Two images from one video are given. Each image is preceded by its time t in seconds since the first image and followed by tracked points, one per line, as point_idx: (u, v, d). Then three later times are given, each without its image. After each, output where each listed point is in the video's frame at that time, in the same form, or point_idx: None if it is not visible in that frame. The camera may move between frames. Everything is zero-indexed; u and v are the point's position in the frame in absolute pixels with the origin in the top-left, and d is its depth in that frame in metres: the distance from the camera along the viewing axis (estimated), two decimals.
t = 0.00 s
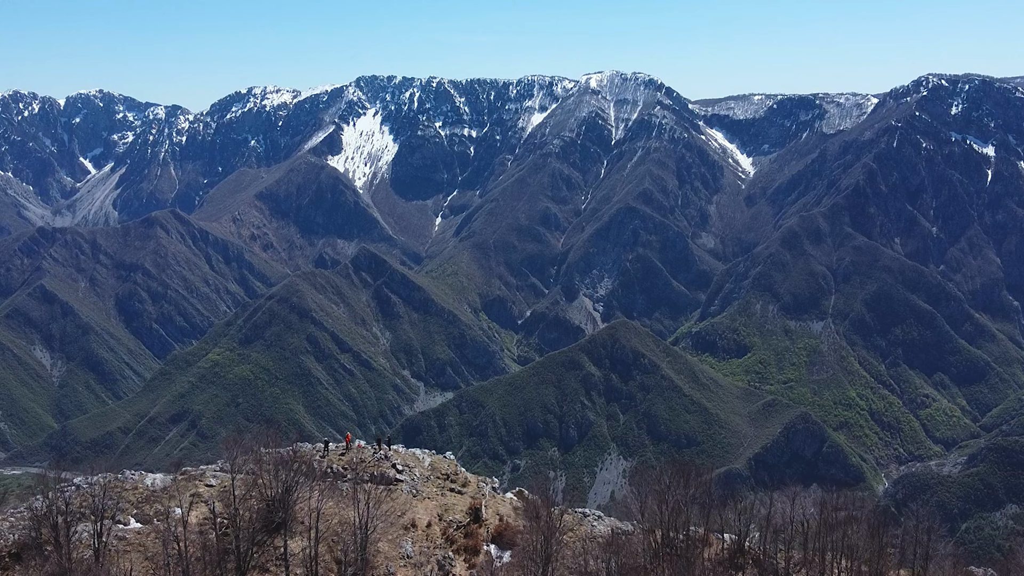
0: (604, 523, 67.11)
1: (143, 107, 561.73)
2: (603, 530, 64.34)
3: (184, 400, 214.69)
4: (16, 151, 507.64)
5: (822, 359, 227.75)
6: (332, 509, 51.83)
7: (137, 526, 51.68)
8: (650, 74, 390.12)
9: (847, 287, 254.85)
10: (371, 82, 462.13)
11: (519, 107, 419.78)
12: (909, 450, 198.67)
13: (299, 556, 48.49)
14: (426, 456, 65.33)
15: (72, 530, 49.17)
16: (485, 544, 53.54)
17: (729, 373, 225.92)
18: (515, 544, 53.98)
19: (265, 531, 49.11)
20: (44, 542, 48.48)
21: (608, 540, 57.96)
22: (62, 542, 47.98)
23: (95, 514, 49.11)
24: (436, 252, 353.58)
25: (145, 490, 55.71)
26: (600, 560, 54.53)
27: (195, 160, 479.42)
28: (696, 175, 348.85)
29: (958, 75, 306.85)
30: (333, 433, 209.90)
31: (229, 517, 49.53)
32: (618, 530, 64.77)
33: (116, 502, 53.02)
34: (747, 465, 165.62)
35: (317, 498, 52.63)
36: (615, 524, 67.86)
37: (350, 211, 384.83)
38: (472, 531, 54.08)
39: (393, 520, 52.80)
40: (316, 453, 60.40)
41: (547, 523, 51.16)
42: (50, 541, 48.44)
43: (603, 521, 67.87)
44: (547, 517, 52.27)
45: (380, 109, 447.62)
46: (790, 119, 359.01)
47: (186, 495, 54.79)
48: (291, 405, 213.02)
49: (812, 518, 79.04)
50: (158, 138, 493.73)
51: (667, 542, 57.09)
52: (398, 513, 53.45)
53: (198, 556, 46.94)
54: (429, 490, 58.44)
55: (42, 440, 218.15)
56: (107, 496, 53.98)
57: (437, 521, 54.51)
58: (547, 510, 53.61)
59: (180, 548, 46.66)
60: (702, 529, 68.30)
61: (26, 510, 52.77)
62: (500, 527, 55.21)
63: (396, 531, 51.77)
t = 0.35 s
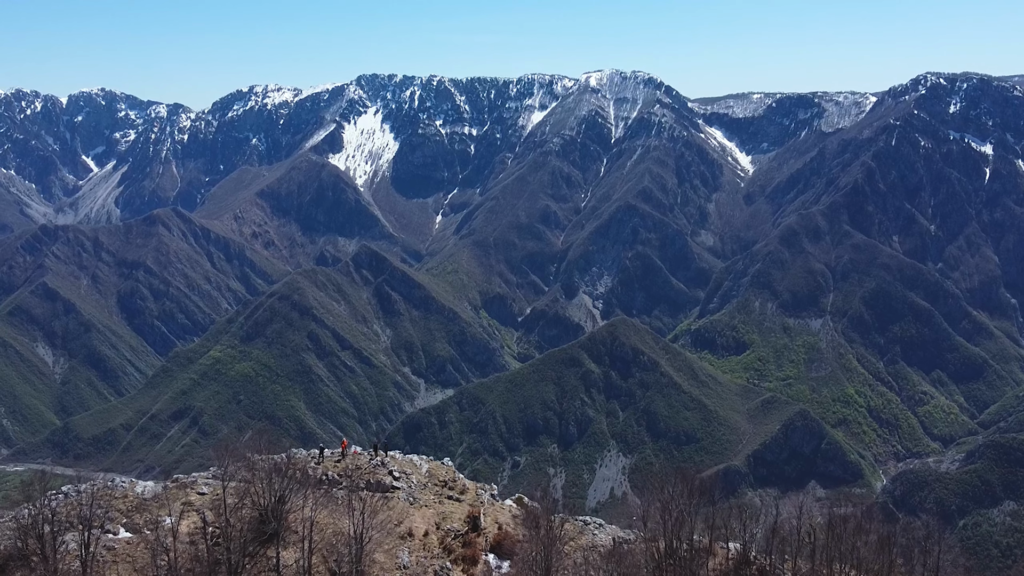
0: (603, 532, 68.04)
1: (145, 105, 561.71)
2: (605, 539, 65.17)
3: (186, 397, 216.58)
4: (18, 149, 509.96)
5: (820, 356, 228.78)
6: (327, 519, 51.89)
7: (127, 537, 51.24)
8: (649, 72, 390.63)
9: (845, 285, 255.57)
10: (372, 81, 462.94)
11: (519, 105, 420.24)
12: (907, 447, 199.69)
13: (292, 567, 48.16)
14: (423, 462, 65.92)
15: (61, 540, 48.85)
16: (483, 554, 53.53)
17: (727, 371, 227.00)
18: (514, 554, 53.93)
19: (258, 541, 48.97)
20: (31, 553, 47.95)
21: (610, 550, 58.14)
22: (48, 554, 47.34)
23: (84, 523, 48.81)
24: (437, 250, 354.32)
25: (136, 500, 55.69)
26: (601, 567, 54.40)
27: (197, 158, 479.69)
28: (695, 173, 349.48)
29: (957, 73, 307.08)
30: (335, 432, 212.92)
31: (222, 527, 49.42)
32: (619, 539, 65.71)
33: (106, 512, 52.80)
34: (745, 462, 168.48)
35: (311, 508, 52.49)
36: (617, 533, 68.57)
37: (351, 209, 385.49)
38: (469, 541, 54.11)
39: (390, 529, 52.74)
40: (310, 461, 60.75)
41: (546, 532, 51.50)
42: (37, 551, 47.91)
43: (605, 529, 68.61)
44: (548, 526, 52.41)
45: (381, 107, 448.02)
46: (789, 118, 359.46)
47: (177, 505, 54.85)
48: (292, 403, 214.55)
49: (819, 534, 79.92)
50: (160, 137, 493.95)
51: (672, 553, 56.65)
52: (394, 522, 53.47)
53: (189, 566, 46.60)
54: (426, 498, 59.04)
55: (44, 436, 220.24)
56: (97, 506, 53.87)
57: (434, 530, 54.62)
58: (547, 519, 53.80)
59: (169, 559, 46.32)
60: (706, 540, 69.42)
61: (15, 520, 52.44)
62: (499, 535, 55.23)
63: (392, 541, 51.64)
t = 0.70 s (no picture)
0: (604, 537, 68.96)
1: (148, 101, 561.70)
2: (606, 545, 66.19)
3: (188, 391, 218.72)
4: (20, 145, 508.24)
5: (819, 351, 229.94)
6: (322, 525, 51.19)
7: (117, 544, 50.47)
8: (649, 68, 390.87)
9: (844, 280, 256.36)
10: (373, 77, 462.77)
11: (519, 101, 420.58)
12: (905, 441, 200.86)
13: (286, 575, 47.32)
14: (422, 467, 64.30)
15: (47, 548, 48.29)
16: (482, 561, 51.99)
17: (727, 366, 228.09)
18: (514, 560, 52.11)
19: (251, 549, 48.27)
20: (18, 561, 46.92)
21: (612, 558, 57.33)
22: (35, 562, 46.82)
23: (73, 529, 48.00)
24: (437, 245, 355.12)
25: (128, 505, 55.05)
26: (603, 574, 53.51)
27: (198, 154, 480.19)
28: (694, 169, 350.09)
29: (955, 69, 307.50)
30: (335, 427, 215.70)
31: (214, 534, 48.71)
32: (619, 544, 67.23)
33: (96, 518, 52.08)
34: (744, 456, 170.06)
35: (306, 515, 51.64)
36: (618, 538, 70.06)
37: (352, 204, 386.33)
38: (468, 546, 52.80)
39: (387, 535, 51.72)
40: (306, 465, 59.84)
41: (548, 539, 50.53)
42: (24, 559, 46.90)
43: (604, 534, 70.10)
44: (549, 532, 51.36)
45: (382, 103, 448.28)
46: (788, 114, 359.80)
47: (169, 511, 54.14)
48: (294, 397, 216.54)
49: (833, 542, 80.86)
50: (162, 132, 494.07)
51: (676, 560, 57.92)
52: (392, 527, 52.47)
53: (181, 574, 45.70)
54: (423, 502, 57.80)
55: (47, 430, 222.33)
56: (87, 511, 53.41)
57: (431, 535, 53.57)
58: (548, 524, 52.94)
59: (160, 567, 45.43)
60: (710, 545, 71.23)
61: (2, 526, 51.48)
62: (499, 541, 53.37)
63: (389, 547, 50.61)
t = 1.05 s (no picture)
0: (607, 541, 64.31)
1: (150, 94, 561.40)
2: (608, 550, 61.41)
3: (189, 383, 220.52)
4: (23, 138, 505.71)
5: (817, 344, 230.92)
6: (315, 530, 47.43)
7: (106, 548, 45.98)
8: (649, 62, 390.75)
9: (842, 273, 257.06)
10: (373, 70, 462.64)
11: (519, 94, 420.82)
12: (903, 433, 202.00)
13: None
14: (419, 467, 59.36)
15: (34, 553, 43.66)
16: (480, 565, 47.84)
17: (726, 358, 229.31)
18: (514, 567, 48.29)
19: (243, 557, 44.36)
20: None
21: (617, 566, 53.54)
22: (21, 568, 41.91)
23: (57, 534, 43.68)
24: (438, 238, 355.93)
25: (117, 507, 50.32)
26: None
27: (200, 147, 480.51)
28: (694, 162, 350.48)
29: (954, 63, 308.76)
30: (336, 418, 217.32)
31: (204, 540, 45.01)
32: (622, 551, 62.15)
33: (84, 520, 47.54)
34: (742, 448, 171.05)
35: (300, 521, 47.46)
36: (619, 543, 64.63)
37: (352, 197, 387.01)
38: (466, 551, 48.66)
39: (381, 540, 47.99)
40: (302, 466, 55.37)
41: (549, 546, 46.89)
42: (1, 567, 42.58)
43: (607, 538, 64.88)
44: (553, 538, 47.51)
45: (383, 96, 448.68)
46: (787, 107, 359.99)
47: (159, 514, 49.49)
48: (295, 389, 218.04)
49: (838, 549, 77.12)
50: (164, 125, 494.11)
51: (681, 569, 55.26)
52: (387, 532, 48.74)
53: None
54: (421, 505, 53.25)
55: (50, 421, 223.56)
56: (74, 514, 48.55)
57: (428, 540, 49.50)
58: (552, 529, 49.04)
59: None
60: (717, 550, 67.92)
61: None
62: (497, 546, 49.30)
63: (384, 553, 47.02)
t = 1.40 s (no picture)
0: (609, 544, 64.88)
1: (151, 87, 561.56)
2: (610, 554, 61.90)
3: (192, 375, 222.47)
4: (25, 130, 505.71)
5: (815, 336, 232.06)
6: (309, 533, 47.01)
7: (96, 553, 45.67)
8: (648, 54, 390.79)
9: (841, 266, 257.82)
10: (374, 63, 462.79)
11: (519, 87, 421.02)
12: (901, 424, 203.06)
13: None
14: (417, 467, 58.75)
15: (22, 558, 43.35)
16: (479, 569, 47.47)
17: (724, 350, 230.25)
18: (513, 571, 48.02)
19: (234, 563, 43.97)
20: None
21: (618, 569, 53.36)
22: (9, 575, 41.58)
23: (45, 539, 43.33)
24: (438, 230, 356.44)
25: (107, 510, 49.91)
26: None
27: (202, 140, 480.76)
28: (693, 154, 350.80)
29: (953, 56, 309.01)
30: (337, 409, 218.61)
31: (194, 545, 44.72)
32: (624, 554, 62.66)
33: (74, 525, 47.28)
34: (741, 439, 172.05)
35: (294, 525, 46.92)
36: (620, 545, 65.12)
37: (353, 190, 387.37)
38: (464, 555, 48.36)
39: (378, 544, 47.53)
40: (297, 467, 54.79)
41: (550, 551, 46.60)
42: None
43: (607, 541, 65.25)
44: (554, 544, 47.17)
45: (383, 89, 448.99)
46: (786, 100, 360.16)
47: (151, 518, 49.08)
48: (296, 380, 219.42)
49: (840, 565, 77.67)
50: (165, 118, 494.16)
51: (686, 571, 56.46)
52: (383, 535, 48.22)
53: None
54: (419, 507, 52.71)
55: (54, 413, 224.72)
56: (63, 518, 48.18)
57: (426, 544, 49.01)
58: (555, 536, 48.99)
59: None
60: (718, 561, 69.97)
61: None
62: (497, 550, 49.26)
63: (381, 557, 46.44)
